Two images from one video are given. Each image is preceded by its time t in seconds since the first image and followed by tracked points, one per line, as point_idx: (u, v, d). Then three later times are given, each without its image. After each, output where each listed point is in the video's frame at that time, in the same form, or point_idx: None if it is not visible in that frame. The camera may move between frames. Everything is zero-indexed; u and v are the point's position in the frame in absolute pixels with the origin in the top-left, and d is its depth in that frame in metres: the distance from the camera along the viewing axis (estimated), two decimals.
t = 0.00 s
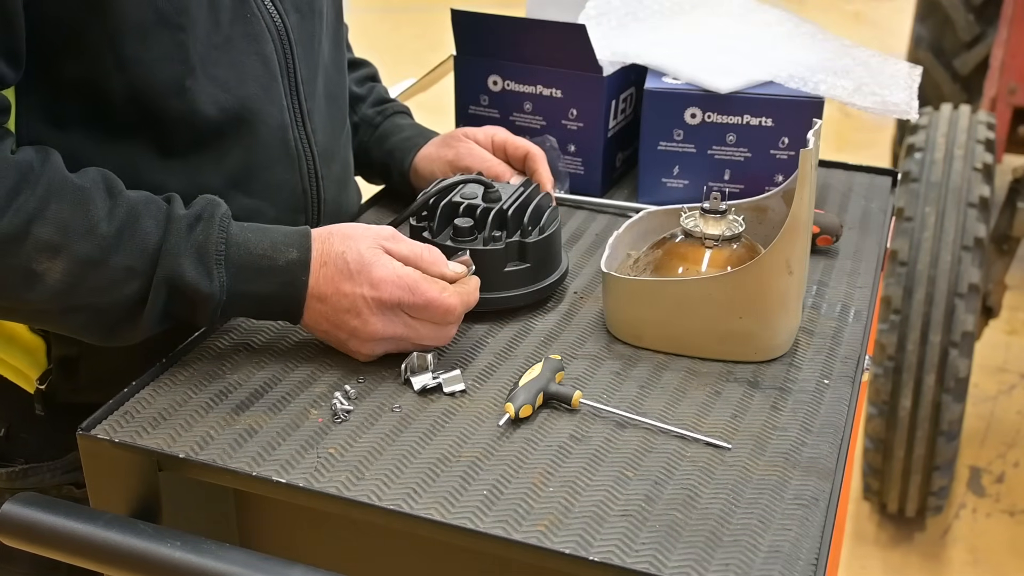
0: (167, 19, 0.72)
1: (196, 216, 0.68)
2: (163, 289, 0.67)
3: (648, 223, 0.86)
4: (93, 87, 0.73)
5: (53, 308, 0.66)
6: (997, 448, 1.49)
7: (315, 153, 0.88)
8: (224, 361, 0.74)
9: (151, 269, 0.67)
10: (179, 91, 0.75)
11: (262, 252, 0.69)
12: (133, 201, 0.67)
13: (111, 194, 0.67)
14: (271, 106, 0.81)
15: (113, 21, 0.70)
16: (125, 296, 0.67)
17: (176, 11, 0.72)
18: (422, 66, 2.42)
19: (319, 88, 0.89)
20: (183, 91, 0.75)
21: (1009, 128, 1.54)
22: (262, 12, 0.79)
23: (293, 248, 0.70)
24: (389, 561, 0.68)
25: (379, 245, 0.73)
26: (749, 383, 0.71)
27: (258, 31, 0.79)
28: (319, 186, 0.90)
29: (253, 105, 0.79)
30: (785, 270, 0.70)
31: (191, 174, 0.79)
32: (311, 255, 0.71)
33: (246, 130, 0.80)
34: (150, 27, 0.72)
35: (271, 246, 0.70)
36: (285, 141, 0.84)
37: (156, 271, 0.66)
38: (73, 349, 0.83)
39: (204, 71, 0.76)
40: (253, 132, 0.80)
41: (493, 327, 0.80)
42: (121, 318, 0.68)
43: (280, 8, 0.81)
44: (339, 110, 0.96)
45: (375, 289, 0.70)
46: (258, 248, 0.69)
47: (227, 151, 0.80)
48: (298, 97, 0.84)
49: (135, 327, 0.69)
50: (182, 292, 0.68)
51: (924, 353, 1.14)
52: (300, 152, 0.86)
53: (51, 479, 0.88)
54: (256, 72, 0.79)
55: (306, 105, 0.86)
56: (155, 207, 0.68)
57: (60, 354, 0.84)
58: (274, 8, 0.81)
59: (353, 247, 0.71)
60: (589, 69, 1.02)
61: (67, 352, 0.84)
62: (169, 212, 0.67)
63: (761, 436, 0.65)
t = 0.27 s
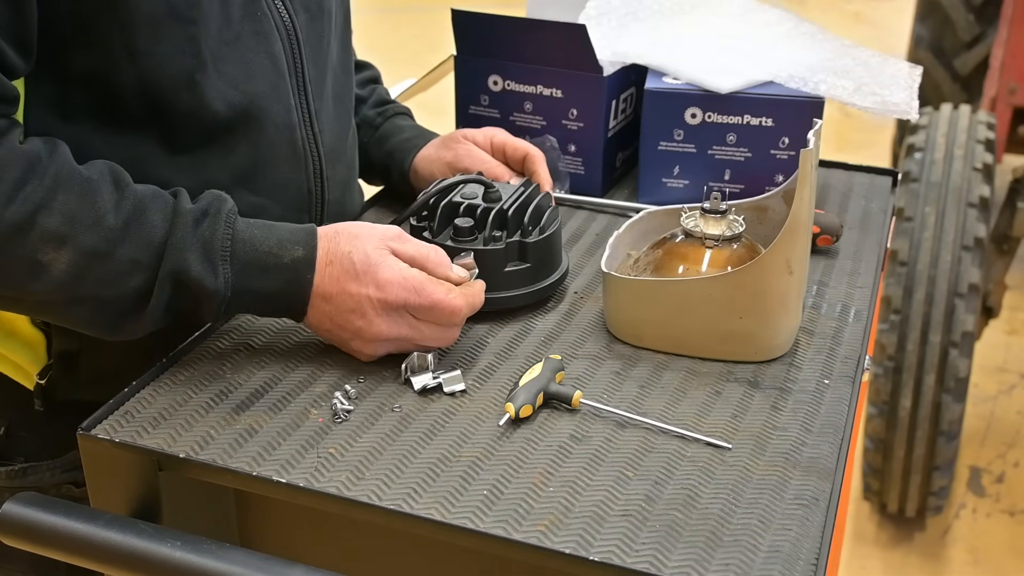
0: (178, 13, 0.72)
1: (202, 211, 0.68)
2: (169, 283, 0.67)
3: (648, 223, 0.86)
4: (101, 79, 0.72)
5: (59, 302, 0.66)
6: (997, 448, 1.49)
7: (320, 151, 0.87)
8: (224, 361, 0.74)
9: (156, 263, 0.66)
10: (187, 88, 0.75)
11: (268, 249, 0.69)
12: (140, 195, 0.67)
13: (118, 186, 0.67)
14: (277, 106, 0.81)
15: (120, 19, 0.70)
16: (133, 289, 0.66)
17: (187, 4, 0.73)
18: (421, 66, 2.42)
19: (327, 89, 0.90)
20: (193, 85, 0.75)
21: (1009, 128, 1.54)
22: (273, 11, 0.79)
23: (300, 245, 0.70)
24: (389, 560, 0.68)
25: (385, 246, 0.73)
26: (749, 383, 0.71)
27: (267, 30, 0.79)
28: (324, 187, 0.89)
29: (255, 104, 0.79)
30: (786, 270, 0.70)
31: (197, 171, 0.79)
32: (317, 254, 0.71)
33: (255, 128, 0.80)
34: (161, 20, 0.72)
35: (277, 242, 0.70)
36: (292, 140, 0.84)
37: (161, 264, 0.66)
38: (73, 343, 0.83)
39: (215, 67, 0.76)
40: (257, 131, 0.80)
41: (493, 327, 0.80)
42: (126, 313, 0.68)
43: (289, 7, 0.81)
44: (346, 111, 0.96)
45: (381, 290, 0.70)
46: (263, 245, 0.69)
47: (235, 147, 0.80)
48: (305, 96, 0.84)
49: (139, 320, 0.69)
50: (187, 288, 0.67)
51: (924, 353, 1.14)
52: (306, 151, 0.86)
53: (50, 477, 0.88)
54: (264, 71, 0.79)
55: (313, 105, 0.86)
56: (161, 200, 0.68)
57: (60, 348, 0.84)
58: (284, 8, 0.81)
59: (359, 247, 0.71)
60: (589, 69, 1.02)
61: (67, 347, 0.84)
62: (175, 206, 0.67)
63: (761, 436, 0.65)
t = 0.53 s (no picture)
0: (185, 7, 0.72)
1: (259, 136, 0.63)
2: (239, 211, 0.61)
3: (648, 223, 0.86)
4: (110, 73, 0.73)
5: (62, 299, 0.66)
6: (997, 448, 1.49)
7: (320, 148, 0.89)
8: (223, 361, 0.74)
9: (224, 194, 0.62)
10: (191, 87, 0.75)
11: (333, 158, 0.63)
12: (194, 136, 0.64)
13: (168, 129, 0.63)
14: (279, 106, 0.81)
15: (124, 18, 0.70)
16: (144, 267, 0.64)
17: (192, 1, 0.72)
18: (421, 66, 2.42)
19: (328, 88, 0.91)
20: (199, 81, 0.75)
21: (1009, 128, 1.54)
22: (273, 11, 0.79)
23: (364, 149, 0.64)
24: (388, 560, 0.67)
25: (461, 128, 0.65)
26: (749, 383, 0.71)
27: (267, 28, 0.79)
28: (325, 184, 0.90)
29: (256, 103, 0.79)
30: (786, 270, 0.70)
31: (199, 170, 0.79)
32: (398, 155, 0.64)
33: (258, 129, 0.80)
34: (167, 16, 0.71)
35: (340, 151, 0.64)
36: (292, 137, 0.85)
37: (228, 194, 0.61)
38: (72, 338, 0.83)
39: (218, 65, 0.76)
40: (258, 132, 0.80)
41: (493, 327, 0.80)
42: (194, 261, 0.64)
43: (291, 6, 0.82)
44: (348, 110, 0.97)
45: (477, 166, 0.64)
46: (326, 156, 0.63)
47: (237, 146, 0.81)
48: (305, 93, 0.85)
49: (213, 263, 0.64)
50: (261, 214, 0.62)
51: (924, 353, 1.14)
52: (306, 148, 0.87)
53: (48, 475, 0.88)
54: (265, 70, 0.79)
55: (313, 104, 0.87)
56: (216, 137, 0.63)
57: (59, 344, 0.83)
58: (285, 8, 0.81)
59: (440, 138, 0.64)
60: (589, 69, 1.02)
61: (66, 343, 0.83)
62: (231, 137, 0.63)
63: (761, 436, 0.65)
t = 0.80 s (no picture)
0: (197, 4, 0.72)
1: (292, 112, 0.65)
2: (285, 187, 0.63)
3: (648, 223, 0.86)
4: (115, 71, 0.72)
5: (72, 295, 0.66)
6: (997, 448, 1.49)
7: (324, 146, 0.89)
8: (224, 361, 0.74)
9: (262, 172, 0.63)
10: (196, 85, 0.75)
11: (368, 125, 0.66)
12: (227, 115, 0.65)
13: (201, 111, 0.65)
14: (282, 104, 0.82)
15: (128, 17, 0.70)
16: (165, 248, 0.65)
17: None
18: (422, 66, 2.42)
19: (330, 89, 0.91)
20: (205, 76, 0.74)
21: (1009, 128, 1.54)
22: (277, 9, 0.80)
23: (398, 115, 0.67)
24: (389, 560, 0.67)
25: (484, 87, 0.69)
26: (749, 382, 0.71)
27: (270, 25, 0.79)
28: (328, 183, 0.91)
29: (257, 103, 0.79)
30: (786, 270, 0.70)
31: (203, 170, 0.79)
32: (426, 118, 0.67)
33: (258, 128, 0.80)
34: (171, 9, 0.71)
35: (373, 119, 0.66)
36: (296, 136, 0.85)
37: (267, 172, 0.63)
38: (78, 339, 0.83)
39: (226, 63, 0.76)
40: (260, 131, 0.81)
41: (493, 327, 0.80)
42: (248, 232, 0.65)
43: (294, 4, 0.82)
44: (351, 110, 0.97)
45: (508, 123, 0.67)
46: (361, 125, 0.66)
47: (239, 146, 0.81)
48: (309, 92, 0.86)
49: (253, 240, 0.66)
50: (300, 186, 0.64)
51: (924, 353, 1.14)
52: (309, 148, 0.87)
53: (54, 475, 0.88)
54: (268, 68, 0.79)
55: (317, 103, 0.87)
56: (250, 115, 0.65)
57: (65, 344, 0.84)
58: (289, 7, 0.82)
59: (467, 98, 0.67)
60: (589, 69, 1.03)
61: (71, 343, 0.83)
62: (265, 113, 0.65)
63: (762, 436, 0.65)
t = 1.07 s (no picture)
0: (179, 11, 0.72)
1: (164, 191, 0.68)
2: (127, 261, 0.67)
3: (648, 223, 0.86)
4: (99, 74, 0.73)
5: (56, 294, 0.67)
6: (997, 448, 1.49)
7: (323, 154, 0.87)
8: (224, 361, 0.74)
9: (116, 242, 0.66)
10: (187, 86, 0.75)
11: (230, 224, 0.69)
12: (103, 174, 0.68)
13: (80, 166, 0.67)
14: (280, 108, 0.81)
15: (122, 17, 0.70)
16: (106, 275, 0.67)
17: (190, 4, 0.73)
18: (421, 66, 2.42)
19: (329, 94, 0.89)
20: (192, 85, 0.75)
21: (1010, 128, 1.54)
22: (279, 13, 0.79)
23: (262, 219, 0.69)
24: (389, 560, 0.67)
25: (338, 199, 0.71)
26: (749, 383, 0.71)
27: (272, 31, 0.79)
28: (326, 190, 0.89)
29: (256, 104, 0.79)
30: (786, 271, 0.70)
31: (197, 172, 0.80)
32: (279, 226, 0.69)
33: (255, 130, 0.80)
34: (161, 18, 0.72)
35: (239, 217, 0.69)
36: (295, 142, 0.84)
37: (120, 245, 0.66)
38: (73, 339, 0.83)
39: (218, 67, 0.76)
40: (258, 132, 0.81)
41: (493, 327, 0.80)
42: (85, 294, 0.68)
43: (297, 10, 0.81)
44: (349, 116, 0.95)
45: (345, 246, 0.69)
46: (225, 220, 0.69)
47: (235, 149, 0.80)
48: (309, 99, 0.84)
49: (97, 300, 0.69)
50: (145, 269, 0.67)
51: (924, 353, 1.14)
52: (309, 154, 0.86)
53: (49, 474, 0.88)
54: (268, 72, 0.79)
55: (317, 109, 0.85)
56: (125, 180, 0.68)
57: (60, 345, 0.83)
58: (291, 11, 0.81)
59: (316, 211, 0.70)
60: (589, 69, 1.02)
61: (67, 343, 0.83)
62: (137, 185, 0.68)
63: (762, 436, 0.65)
